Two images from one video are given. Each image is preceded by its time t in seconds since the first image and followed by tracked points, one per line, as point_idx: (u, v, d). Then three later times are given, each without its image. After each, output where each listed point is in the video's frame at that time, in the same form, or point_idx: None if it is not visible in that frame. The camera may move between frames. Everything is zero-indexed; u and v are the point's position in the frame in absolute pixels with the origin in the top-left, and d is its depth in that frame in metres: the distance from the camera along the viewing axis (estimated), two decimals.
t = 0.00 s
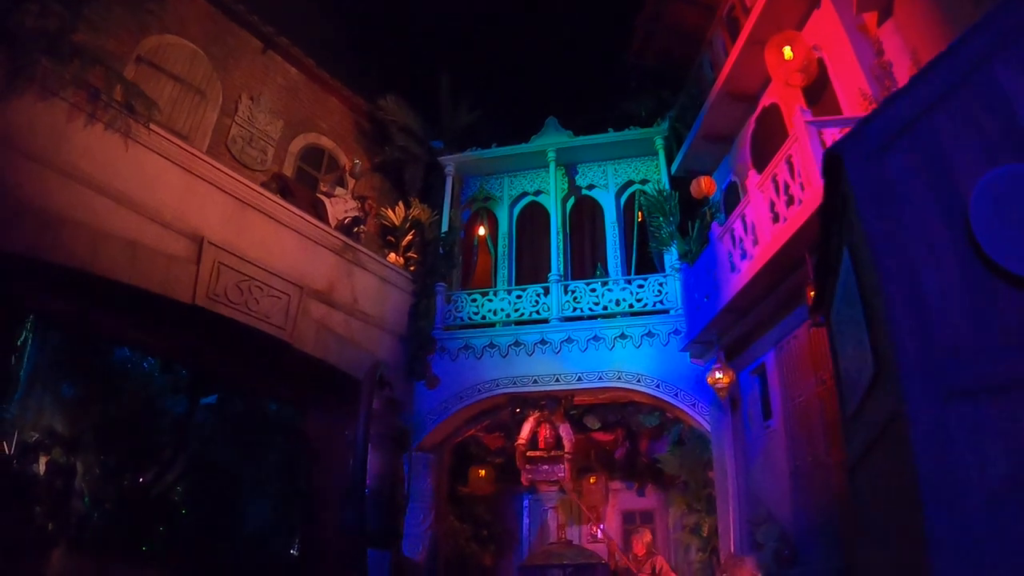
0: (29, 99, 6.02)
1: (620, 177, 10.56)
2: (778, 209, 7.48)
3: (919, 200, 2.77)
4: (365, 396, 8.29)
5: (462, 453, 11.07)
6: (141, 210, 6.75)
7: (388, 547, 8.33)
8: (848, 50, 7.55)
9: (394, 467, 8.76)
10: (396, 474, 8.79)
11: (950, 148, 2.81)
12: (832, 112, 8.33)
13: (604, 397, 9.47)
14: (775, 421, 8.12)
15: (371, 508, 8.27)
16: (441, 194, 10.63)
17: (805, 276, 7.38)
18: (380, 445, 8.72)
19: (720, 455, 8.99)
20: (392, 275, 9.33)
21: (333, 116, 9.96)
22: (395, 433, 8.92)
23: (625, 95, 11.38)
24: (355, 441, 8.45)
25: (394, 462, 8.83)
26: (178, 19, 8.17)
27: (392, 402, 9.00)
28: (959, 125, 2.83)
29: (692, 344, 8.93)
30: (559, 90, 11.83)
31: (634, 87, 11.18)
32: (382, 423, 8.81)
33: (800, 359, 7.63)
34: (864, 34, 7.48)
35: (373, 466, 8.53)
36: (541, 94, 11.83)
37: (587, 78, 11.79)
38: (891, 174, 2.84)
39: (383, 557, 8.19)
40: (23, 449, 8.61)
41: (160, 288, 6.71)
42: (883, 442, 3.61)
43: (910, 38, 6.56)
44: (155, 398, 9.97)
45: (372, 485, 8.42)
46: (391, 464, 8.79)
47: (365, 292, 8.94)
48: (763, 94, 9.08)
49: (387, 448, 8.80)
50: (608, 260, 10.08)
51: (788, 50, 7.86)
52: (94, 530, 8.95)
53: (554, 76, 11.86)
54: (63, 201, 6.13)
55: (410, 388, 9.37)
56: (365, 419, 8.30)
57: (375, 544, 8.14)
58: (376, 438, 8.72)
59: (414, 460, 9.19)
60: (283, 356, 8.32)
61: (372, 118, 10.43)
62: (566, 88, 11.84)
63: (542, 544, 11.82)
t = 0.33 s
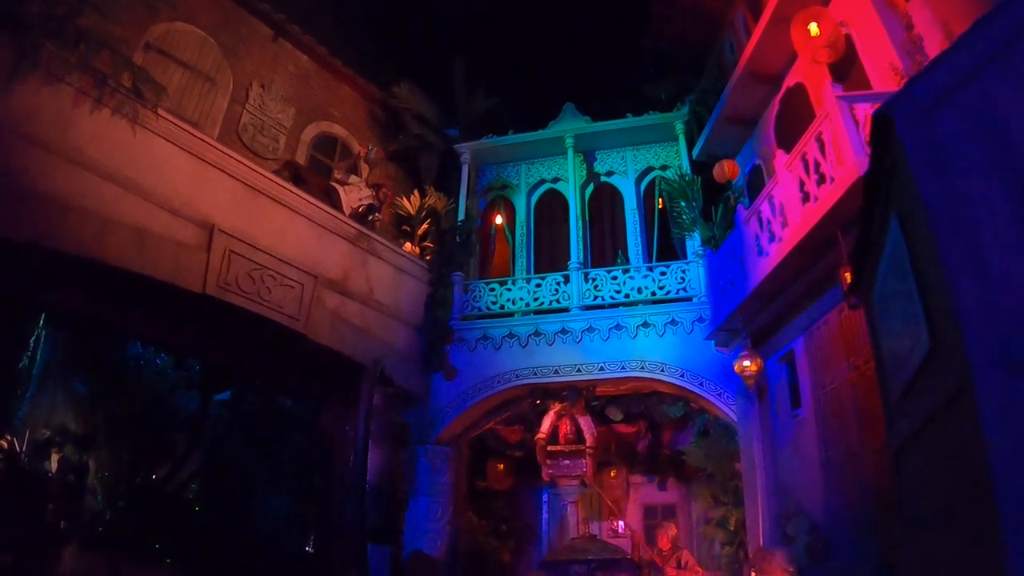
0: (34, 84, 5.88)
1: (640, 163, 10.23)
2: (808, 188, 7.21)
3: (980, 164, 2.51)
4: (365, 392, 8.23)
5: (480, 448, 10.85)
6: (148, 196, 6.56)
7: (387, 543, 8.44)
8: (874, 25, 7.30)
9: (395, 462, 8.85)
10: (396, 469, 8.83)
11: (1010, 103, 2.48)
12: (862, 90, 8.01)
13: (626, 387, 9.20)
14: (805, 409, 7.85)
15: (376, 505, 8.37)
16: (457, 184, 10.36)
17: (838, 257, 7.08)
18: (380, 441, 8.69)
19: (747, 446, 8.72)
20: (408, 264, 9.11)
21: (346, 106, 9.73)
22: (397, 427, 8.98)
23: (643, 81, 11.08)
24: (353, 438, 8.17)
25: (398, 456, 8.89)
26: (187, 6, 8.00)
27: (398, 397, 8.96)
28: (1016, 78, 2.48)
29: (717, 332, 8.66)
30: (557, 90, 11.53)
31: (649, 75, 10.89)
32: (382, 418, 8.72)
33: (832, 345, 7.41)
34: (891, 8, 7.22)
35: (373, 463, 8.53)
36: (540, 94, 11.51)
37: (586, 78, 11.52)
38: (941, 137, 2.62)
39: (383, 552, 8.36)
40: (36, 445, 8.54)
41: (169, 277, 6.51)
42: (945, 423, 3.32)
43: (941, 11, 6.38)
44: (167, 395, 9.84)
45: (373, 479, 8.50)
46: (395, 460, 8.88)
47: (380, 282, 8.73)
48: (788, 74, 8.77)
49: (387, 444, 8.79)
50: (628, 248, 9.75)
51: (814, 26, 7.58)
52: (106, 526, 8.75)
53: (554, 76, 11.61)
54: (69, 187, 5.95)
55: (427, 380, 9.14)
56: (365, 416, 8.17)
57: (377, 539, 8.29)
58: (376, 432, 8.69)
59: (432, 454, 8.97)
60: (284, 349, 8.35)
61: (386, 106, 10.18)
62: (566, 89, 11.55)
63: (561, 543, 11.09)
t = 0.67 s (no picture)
0: (39, 70, 5.71)
1: (660, 150, 9.84)
2: (841, 167, 6.93)
3: None
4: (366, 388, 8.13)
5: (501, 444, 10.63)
6: (158, 184, 6.37)
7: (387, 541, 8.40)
8: None
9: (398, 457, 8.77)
10: (398, 468, 8.77)
11: None
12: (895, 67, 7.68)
13: (650, 379, 8.94)
14: (836, 399, 7.56)
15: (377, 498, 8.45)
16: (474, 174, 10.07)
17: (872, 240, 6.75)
18: (380, 439, 8.67)
19: (775, 438, 8.44)
20: (425, 255, 8.88)
21: (360, 95, 9.43)
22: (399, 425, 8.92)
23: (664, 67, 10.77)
24: (353, 436, 8.20)
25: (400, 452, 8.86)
26: None
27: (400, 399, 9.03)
28: None
29: (744, 321, 8.38)
30: (565, 88, 11.19)
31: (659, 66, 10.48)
32: (382, 416, 8.71)
33: (867, 331, 7.11)
34: None
35: (373, 461, 8.55)
36: (552, 85, 11.22)
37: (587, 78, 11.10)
38: (996, 89, 3.14)
39: (383, 551, 8.18)
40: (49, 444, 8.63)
41: (179, 266, 6.32)
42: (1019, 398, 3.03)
43: None
44: (183, 393, 9.85)
45: (374, 477, 8.51)
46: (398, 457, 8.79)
47: (397, 273, 8.50)
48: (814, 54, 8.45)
49: (387, 442, 8.76)
50: (651, 236, 9.41)
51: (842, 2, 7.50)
52: (119, 526, 8.65)
53: (555, 76, 11.30)
54: (75, 175, 5.77)
55: (445, 373, 8.90)
56: (364, 413, 8.16)
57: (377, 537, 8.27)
58: (375, 430, 8.69)
59: (451, 448, 8.76)
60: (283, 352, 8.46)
61: (401, 96, 9.88)
62: (571, 88, 11.19)
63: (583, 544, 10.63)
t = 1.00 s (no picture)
0: (53, 58, 5.55)
1: (688, 139, 9.60)
2: (881, 147, 6.59)
3: None
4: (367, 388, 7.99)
5: (526, 443, 10.39)
6: (173, 174, 6.19)
7: (388, 540, 8.19)
8: None
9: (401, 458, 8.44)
10: (399, 467, 8.45)
11: None
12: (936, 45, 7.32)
13: (681, 373, 8.67)
14: (876, 390, 7.21)
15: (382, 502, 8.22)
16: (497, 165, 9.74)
17: (918, 223, 6.43)
18: (380, 439, 8.34)
19: (813, 432, 8.13)
20: (448, 247, 8.67)
21: (382, 88, 9.23)
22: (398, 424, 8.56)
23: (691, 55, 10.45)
24: (354, 435, 8.01)
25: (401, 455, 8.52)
26: None
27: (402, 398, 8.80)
28: None
29: (779, 311, 8.08)
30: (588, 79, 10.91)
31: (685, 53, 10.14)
32: (382, 415, 8.37)
33: (907, 319, 6.74)
34: None
35: (372, 460, 8.27)
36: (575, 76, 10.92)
37: (607, 71, 10.68)
38: None
39: (383, 549, 8.21)
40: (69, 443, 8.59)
41: (197, 258, 6.14)
42: None
43: None
44: (202, 393, 9.72)
45: (373, 477, 8.28)
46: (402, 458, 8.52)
47: (420, 266, 8.30)
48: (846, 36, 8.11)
49: (387, 442, 8.42)
50: (679, 226, 9.15)
51: None
52: (138, 526, 8.56)
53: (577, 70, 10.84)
54: (90, 165, 5.61)
55: (472, 368, 8.67)
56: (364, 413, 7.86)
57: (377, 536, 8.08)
58: (375, 430, 8.36)
59: (478, 446, 8.54)
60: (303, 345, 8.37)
61: (423, 88, 9.64)
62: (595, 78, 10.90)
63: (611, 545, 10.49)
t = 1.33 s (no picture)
0: (66, 47, 5.43)
1: (717, 127, 9.33)
2: (923, 125, 6.25)
3: None
4: (367, 387, 8.05)
5: (555, 442, 10.17)
6: (191, 164, 6.02)
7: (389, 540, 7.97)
8: None
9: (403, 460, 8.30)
10: (402, 467, 8.32)
11: None
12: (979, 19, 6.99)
13: (716, 366, 8.43)
14: (919, 380, 6.89)
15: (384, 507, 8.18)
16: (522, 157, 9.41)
17: (965, 204, 6.13)
18: (380, 439, 8.30)
19: (853, 424, 7.81)
20: (473, 239, 8.45)
21: (403, 80, 8.99)
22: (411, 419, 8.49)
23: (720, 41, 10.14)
24: (355, 435, 8.08)
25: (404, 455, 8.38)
26: None
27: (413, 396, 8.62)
28: None
29: (815, 300, 7.79)
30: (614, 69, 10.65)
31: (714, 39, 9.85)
32: (387, 415, 8.37)
33: (952, 304, 6.42)
34: None
35: (373, 461, 8.17)
36: (600, 66, 10.65)
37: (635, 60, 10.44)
38: None
39: (384, 550, 7.90)
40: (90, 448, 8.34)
41: (216, 251, 5.98)
42: None
43: None
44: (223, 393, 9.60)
45: (374, 477, 8.13)
46: (413, 458, 8.44)
47: (445, 258, 8.09)
48: (880, 16, 7.68)
49: (389, 442, 8.35)
50: (710, 214, 8.90)
51: None
52: (160, 529, 8.43)
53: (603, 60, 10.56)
54: (105, 155, 5.47)
55: (500, 364, 8.47)
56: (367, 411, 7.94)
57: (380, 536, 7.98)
58: (376, 430, 8.33)
59: (507, 443, 8.33)
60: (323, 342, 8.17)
61: (445, 81, 9.41)
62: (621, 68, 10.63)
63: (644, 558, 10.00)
